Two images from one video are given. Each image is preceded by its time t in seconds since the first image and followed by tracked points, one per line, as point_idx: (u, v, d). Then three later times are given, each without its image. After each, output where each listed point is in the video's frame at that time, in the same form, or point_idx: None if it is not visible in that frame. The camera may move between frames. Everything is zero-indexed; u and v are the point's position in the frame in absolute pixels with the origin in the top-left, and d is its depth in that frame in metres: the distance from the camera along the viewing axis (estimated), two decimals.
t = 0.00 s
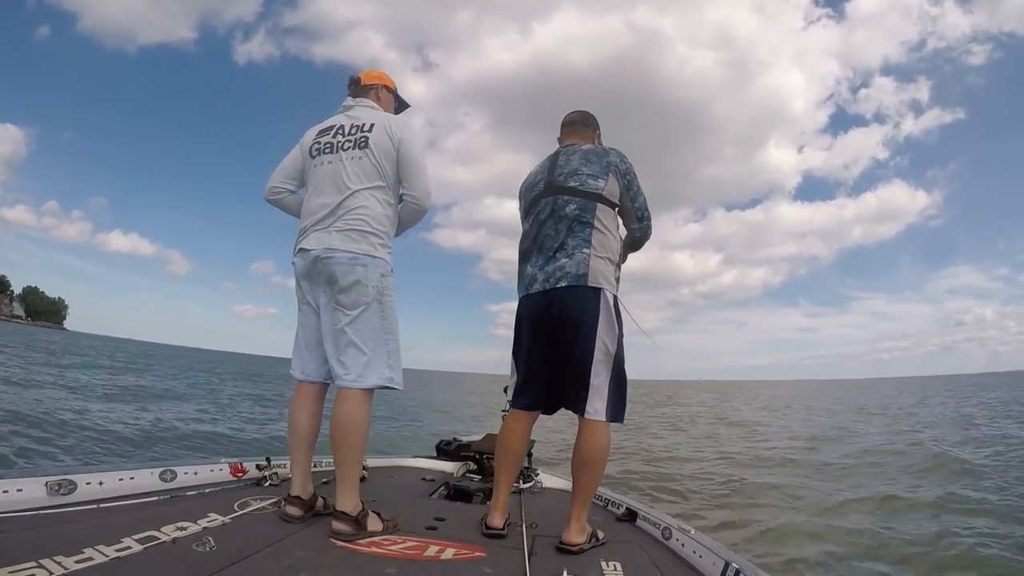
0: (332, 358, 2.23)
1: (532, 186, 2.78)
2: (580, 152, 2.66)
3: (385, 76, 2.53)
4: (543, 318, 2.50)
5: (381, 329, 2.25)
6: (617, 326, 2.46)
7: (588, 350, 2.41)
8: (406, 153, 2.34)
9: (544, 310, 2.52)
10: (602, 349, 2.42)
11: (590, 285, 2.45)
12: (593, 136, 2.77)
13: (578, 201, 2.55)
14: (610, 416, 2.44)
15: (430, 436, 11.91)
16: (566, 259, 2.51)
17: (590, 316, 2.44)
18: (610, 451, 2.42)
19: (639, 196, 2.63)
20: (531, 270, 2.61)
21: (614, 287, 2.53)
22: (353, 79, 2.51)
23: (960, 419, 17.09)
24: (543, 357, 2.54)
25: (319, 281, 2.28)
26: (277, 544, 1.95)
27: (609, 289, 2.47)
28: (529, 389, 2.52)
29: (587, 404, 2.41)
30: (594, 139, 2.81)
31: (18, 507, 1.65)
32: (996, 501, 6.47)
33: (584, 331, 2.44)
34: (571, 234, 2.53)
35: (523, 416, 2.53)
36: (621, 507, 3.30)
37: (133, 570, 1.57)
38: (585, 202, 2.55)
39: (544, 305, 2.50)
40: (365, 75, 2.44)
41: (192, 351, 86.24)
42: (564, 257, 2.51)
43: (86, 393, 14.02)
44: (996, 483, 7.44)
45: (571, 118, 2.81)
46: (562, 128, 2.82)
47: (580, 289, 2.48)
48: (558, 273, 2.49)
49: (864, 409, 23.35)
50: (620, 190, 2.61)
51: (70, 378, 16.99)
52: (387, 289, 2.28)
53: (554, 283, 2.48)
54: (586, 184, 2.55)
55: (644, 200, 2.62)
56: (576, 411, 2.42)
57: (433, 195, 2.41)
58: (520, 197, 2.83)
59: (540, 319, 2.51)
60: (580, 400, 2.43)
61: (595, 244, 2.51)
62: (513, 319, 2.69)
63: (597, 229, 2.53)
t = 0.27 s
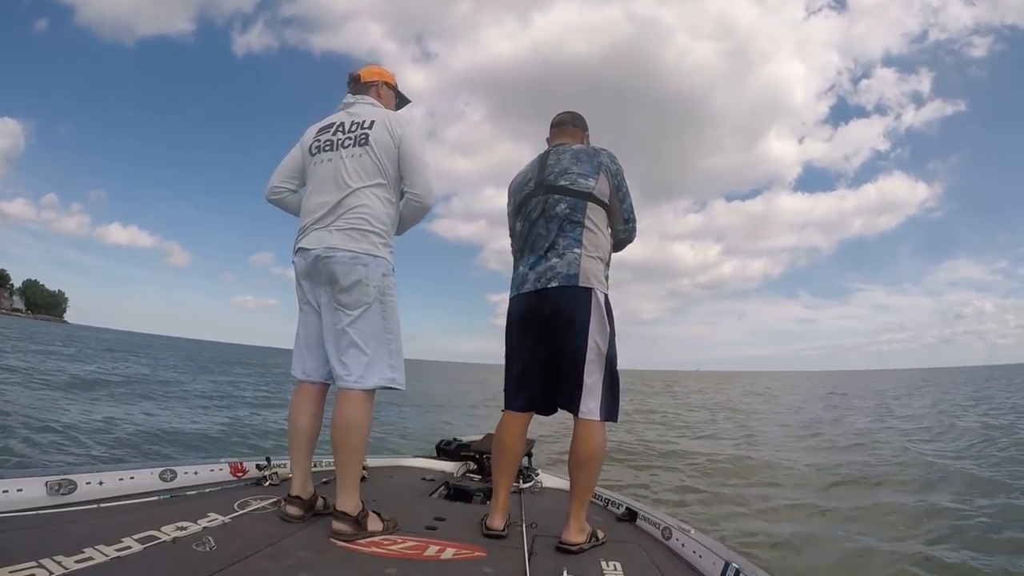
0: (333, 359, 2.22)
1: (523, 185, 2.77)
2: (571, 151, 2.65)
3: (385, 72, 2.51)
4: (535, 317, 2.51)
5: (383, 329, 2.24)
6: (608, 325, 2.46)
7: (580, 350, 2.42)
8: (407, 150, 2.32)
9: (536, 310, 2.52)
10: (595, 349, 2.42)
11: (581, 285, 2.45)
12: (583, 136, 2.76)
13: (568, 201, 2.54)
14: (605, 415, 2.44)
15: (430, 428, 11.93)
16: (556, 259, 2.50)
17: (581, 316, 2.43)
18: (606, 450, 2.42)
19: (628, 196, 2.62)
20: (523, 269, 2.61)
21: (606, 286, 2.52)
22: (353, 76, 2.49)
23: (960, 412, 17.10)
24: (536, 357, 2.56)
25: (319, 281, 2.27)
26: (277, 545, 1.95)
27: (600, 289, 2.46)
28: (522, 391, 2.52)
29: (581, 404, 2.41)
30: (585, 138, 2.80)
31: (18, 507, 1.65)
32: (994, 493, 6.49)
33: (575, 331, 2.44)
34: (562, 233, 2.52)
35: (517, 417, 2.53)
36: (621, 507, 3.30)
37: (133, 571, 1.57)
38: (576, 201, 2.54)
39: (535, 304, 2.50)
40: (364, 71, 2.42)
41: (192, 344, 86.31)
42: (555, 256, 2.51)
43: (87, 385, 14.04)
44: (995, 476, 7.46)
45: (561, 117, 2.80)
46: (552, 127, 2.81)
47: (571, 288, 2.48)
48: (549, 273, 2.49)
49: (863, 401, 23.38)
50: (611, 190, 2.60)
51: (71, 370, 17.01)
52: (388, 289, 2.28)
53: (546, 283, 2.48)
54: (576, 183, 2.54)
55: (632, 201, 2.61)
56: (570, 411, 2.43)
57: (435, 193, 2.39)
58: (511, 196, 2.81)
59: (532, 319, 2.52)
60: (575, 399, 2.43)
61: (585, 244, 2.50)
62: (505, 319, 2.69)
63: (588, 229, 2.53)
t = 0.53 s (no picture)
0: (337, 359, 2.22)
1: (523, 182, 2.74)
2: (575, 152, 2.65)
3: (388, 70, 2.51)
4: (537, 317, 2.49)
5: (387, 330, 2.23)
6: (610, 326, 2.46)
7: (581, 351, 2.42)
8: (411, 148, 2.31)
9: (538, 309, 2.51)
10: (596, 350, 2.43)
11: (585, 286, 2.45)
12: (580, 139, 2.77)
13: (573, 202, 2.54)
14: (604, 416, 2.44)
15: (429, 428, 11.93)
16: (560, 259, 2.49)
17: (584, 317, 2.43)
18: (605, 451, 2.42)
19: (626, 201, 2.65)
20: (524, 268, 2.58)
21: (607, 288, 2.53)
22: (355, 75, 2.49)
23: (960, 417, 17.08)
24: (534, 357, 2.55)
25: (325, 281, 2.27)
26: (277, 545, 1.95)
27: (603, 290, 2.47)
28: (520, 390, 2.53)
29: (581, 404, 2.42)
30: (581, 141, 2.80)
31: (18, 507, 1.65)
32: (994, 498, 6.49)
33: (578, 331, 2.44)
34: (566, 234, 2.52)
35: (516, 417, 2.52)
36: (621, 507, 3.30)
37: (132, 571, 1.57)
38: (580, 203, 2.54)
39: (537, 304, 2.49)
40: (366, 70, 2.42)
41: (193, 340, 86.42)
42: (558, 257, 2.50)
43: (88, 380, 14.06)
44: (995, 481, 7.45)
45: (559, 119, 2.79)
46: (549, 128, 2.79)
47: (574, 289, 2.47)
48: (553, 273, 2.48)
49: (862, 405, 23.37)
50: (613, 193, 2.63)
51: (72, 365, 17.04)
52: (392, 289, 2.27)
53: (549, 283, 2.47)
54: (581, 184, 2.54)
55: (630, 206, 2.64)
56: (570, 411, 2.43)
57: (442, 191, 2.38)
58: (509, 192, 2.79)
59: (533, 318, 2.51)
60: (575, 399, 2.44)
61: (589, 245, 2.50)
62: (504, 317, 2.66)
63: (591, 230, 2.53)
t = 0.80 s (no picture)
0: (338, 359, 2.21)
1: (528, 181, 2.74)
2: (583, 155, 2.67)
3: (390, 70, 2.51)
4: (544, 316, 2.48)
5: (389, 330, 2.23)
6: (616, 326, 2.47)
7: (586, 352, 2.42)
8: (411, 148, 2.30)
9: (546, 309, 2.50)
10: (601, 350, 2.43)
11: (593, 287, 2.46)
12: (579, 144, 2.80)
13: (583, 203, 2.56)
14: (606, 416, 2.44)
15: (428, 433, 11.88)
16: (570, 260, 2.50)
17: (591, 318, 2.44)
18: (606, 452, 2.41)
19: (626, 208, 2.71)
20: (530, 266, 2.57)
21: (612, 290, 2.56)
22: (357, 76, 2.49)
23: (961, 430, 17.02)
24: (536, 356, 2.54)
25: (325, 282, 2.27)
26: (278, 544, 1.93)
27: (610, 292, 2.49)
28: (521, 389, 2.52)
29: (584, 404, 2.42)
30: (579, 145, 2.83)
31: (17, 507, 1.63)
32: (995, 511, 6.46)
33: (584, 332, 2.44)
34: (575, 235, 2.53)
35: (516, 417, 2.51)
36: (621, 507, 3.28)
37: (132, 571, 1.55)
38: (589, 205, 2.57)
39: (546, 303, 2.47)
40: (368, 70, 2.42)
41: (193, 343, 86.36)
42: (567, 257, 2.50)
43: (87, 382, 14.03)
44: (995, 494, 7.41)
45: (560, 121, 2.80)
46: (550, 130, 2.80)
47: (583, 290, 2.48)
48: (562, 273, 2.48)
49: (862, 416, 23.32)
50: (617, 198, 2.67)
51: (71, 367, 17.01)
52: (394, 289, 2.26)
53: (558, 282, 2.46)
54: (591, 187, 2.57)
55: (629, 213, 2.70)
56: (571, 411, 2.43)
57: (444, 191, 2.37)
58: (513, 190, 2.77)
59: (540, 317, 2.49)
60: (577, 399, 2.43)
61: (597, 247, 2.52)
62: (506, 315, 2.63)
63: (599, 232, 2.55)
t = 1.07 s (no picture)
0: (334, 360, 2.22)
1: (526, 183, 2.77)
2: (581, 158, 2.72)
3: (381, 72, 2.53)
4: (545, 316, 2.49)
5: (383, 330, 2.24)
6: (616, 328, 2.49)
7: (586, 352, 2.44)
8: (402, 149, 2.33)
9: (547, 310, 2.50)
10: (601, 351, 2.45)
11: (594, 288, 2.48)
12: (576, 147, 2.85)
13: (584, 204, 2.60)
14: (606, 417, 2.46)
15: (427, 442, 11.85)
16: (572, 260, 2.52)
17: (592, 318, 2.46)
18: (606, 452, 2.43)
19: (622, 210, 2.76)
20: (531, 267, 2.58)
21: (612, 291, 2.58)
22: (349, 77, 2.52)
23: (959, 433, 17.06)
24: (535, 357, 2.56)
25: (319, 283, 2.28)
26: (277, 544, 1.94)
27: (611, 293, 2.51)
28: (522, 387, 2.53)
29: (583, 405, 2.43)
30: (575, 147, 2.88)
31: (18, 506, 1.63)
32: (996, 514, 6.45)
33: (586, 332, 2.46)
34: (576, 235, 2.55)
35: (516, 417, 2.52)
36: (621, 507, 3.29)
37: (133, 571, 1.56)
38: (590, 206, 2.60)
39: (547, 304, 2.48)
40: (359, 72, 2.45)
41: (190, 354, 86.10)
42: (569, 258, 2.52)
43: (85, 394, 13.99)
44: (995, 497, 7.42)
45: (556, 124, 2.85)
46: (547, 132, 2.84)
47: (584, 290, 2.50)
48: (564, 274, 2.49)
49: (861, 421, 23.34)
50: (615, 201, 2.72)
51: (69, 379, 16.95)
52: (387, 289, 2.27)
53: (561, 282, 2.48)
54: (590, 189, 2.61)
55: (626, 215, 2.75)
56: (571, 412, 2.44)
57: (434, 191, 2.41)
58: (512, 192, 2.79)
59: (542, 317, 2.50)
60: (577, 401, 2.44)
61: (598, 248, 2.55)
62: (506, 315, 2.63)
63: (600, 234, 2.58)
